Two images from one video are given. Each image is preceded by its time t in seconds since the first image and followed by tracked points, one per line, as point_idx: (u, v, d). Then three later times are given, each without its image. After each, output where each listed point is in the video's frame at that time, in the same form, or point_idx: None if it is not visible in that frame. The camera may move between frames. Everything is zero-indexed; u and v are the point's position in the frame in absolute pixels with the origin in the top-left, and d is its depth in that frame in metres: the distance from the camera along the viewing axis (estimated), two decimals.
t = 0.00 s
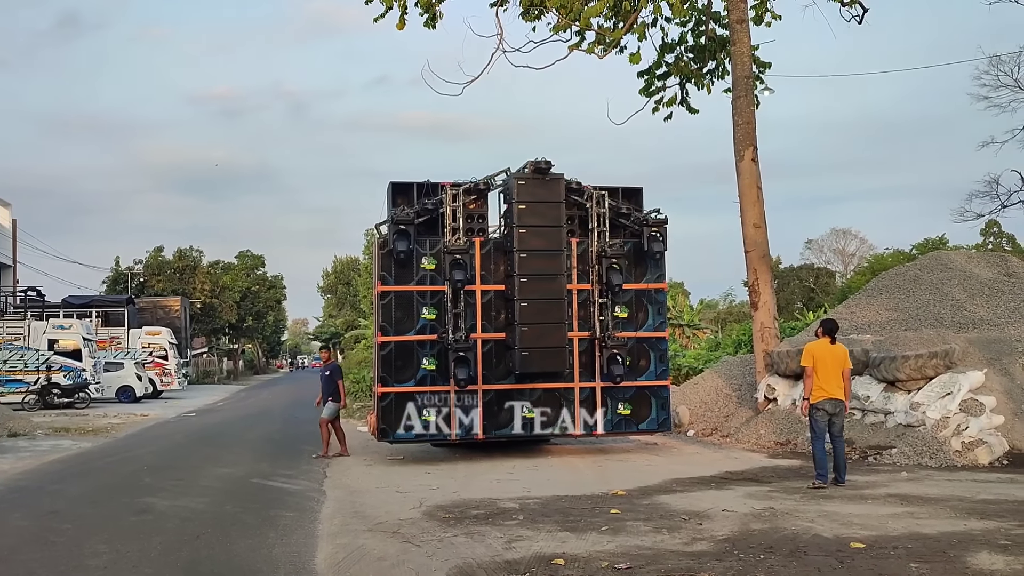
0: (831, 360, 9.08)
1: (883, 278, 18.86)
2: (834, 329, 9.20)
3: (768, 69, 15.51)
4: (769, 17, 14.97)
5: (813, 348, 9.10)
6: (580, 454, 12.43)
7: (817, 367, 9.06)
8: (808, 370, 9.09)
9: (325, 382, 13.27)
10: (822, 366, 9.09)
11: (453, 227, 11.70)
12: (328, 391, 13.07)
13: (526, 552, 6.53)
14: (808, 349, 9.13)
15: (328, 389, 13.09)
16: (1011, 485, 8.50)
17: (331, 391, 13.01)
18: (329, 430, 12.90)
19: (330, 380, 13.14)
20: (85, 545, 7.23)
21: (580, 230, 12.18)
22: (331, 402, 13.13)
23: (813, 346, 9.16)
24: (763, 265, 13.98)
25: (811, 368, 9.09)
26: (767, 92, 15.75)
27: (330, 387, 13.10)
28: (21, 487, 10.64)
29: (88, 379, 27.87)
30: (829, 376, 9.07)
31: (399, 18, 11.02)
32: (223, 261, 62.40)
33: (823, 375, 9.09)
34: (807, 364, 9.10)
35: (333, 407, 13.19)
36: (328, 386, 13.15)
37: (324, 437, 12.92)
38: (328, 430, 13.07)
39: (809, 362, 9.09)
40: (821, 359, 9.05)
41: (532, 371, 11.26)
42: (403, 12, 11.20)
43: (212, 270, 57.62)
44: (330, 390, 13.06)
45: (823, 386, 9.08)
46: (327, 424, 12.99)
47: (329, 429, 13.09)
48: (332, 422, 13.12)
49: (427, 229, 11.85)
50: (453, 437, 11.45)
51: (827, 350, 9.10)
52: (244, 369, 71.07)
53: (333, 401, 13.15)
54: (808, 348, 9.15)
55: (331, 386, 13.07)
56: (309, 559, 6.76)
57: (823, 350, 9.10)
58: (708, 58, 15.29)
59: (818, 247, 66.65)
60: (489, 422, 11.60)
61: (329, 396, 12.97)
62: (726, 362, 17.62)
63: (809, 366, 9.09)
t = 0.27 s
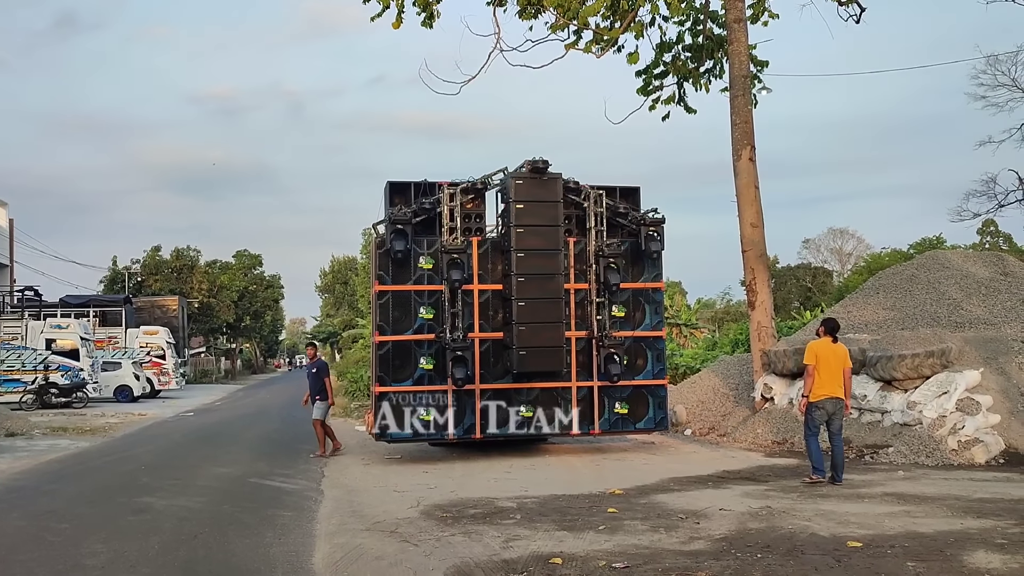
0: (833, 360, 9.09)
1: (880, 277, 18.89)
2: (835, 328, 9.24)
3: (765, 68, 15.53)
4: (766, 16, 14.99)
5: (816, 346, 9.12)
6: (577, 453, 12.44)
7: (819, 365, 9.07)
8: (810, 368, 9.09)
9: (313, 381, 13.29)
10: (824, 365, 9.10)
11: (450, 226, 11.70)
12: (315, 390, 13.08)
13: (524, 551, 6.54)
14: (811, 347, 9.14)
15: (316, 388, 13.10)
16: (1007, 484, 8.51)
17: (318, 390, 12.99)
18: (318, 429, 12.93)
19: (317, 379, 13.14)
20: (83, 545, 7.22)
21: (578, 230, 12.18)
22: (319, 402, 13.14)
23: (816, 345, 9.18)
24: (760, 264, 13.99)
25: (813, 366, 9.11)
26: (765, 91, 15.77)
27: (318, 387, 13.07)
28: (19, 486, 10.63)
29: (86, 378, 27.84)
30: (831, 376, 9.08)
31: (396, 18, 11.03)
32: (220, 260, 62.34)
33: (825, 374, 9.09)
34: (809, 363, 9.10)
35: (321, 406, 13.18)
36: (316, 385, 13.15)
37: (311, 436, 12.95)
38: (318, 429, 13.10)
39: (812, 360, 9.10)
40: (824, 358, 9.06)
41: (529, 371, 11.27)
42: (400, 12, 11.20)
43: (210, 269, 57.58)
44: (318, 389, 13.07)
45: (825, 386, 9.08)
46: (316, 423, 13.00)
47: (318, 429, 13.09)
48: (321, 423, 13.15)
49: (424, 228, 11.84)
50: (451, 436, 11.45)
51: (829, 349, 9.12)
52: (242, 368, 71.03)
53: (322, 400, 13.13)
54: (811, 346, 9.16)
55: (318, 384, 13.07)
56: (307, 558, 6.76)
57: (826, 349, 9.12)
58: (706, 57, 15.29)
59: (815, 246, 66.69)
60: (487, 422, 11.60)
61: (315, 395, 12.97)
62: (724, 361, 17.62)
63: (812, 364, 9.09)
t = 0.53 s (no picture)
0: (831, 359, 9.11)
1: (876, 276, 18.91)
2: (833, 328, 9.26)
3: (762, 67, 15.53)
4: (763, 16, 14.98)
5: (814, 346, 9.13)
6: (574, 452, 12.44)
7: (817, 365, 9.07)
8: (809, 367, 9.10)
9: (304, 383, 13.30)
10: (822, 364, 9.11)
11: (447, 225, 11.69)
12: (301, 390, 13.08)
13: (521, 550, 6.53)
14: (809, 347, 9.15)
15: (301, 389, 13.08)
16: (1004, 482, 8.52)
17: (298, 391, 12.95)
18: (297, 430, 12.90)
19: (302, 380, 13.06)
20: (79, 544, 7.20)
21: (575, 229, 12.17)
22: (303, 403, 13.13)
23: (814, 344, 9.19)
24: (757, 263, 13.99)
25: (811, 366, 9.11)
26: (761, 90, 15.77)
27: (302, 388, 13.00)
28: (14, 486, 10.59)
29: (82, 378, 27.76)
30: (829, 375, 9.08)
31: (392, 17, 11.00)
32: (217, 259, 62.24)
33: (822, 374, 9.10)
34: (808, 362, 9.11)
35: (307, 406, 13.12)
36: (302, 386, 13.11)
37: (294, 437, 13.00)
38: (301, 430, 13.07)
39: (810, 359, 9.11)
40: (822, 357, 9.08)
41: (526, 370, 11.26)
42: (396, 11, 11.19)
43: (206, 268, 57.48)
44: (301, 391, 13.08)
45: (823, 385, 9.08)
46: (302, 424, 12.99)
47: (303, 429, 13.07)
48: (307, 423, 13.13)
49: (421, 227, 11.83)
50: (448, 436, 11.44)
51: (826, 349, 9.14)
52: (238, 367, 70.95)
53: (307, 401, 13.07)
54: (809, 345, 9.17)
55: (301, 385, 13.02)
56: (304, 558, 6.74)
57: (823, 349, 9.13)
58: (702, 56, 15.29)
59: (813, 245, 66.73)
60: (484, 421, 11.58)
61: (295, 397, 12.99)
62: (721, 360, 17.62)
63: (810, 363, 9.10)
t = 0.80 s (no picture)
0: (825, 357, 9.11)
1: (872, 274, 18.95)
2: (829, 326, 9.22)
3: (758, 65, 15.53)
4: (759, 14, 14.98)
5: (809, 345, 9.13)
6: (570, 450, 12.44)
7: (812, 364, 9.07)
8: (803, 366, 9.10)
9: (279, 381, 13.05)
10: (817, 363, 9.11)
11: (443, 223, 11.68)
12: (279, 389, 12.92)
13: (517, 548, 6.52)
14: (804, 345, 9.16)
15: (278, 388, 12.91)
16: (999, 480, 8.54)
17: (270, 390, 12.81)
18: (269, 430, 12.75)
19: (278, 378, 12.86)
20: (74, 543, 7.19)
21: (571, 227, 12.17)
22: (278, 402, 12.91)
23: (809, 343, 9.19)
24: (753, 261, 14.00)
25: (806, 365, 9.12)
26: (758, 88, 15.77)
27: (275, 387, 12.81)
28: (9, 484, 10.56)
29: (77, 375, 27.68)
30: (823, 373, 9.08)
31: (389, 15, 10.99)
32: (212, 257, 62.15)
33: (817, 372, 9.10)
34: (802, 361, 9.11)
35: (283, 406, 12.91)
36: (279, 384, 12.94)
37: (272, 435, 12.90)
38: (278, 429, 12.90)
39: (805, 358, 9.12)
40: (816, 356, 9.07)
41: (522, 368, 11.26)
42: (392, 8, 11.16)
43: (202, 266, 57.39)
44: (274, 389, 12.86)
45: (818, 383, 9.08)
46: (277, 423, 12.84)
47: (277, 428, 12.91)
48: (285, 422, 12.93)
49: (418, 225, 11.81)
50: (444, 434, 11.43)
51: (821, 347, 9.12)
52: (234, 365, 70.86)
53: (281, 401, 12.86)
54: (803, 344, 9.17)
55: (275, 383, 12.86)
56: (299, 556, 6.73)
57: (818, 347, 9.12)
58: (699, 54, 15.29)
59: (809, 244, 66.86)
60: (481, 418, 11.58)
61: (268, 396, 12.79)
62: (717, 358, 17.64)
63: (804, 362, 9.10)
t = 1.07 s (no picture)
0: (819, 354, 9.13)
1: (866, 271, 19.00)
2: (823, 324, 9.26)
3: (753, 63, 15.54)
4: (754, 11, 14.99)
5: (803, 342, 9.16)
6: (565, 446, 12.45)
7: (806, 361, 9.10)
8: (797, 363, 9.13)
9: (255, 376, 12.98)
10: (811, 360, 9.13)
11: (438, 220, 11.66)
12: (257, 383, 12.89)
13: (511, 544, 6.53)
14: (798, 343, 9.18)
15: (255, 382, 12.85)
16: (992, 477, 8.57)
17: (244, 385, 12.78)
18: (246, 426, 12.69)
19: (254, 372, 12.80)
20: (68, 539, 7.17)
21: (566, 224, 12.17)
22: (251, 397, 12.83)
23: (803, 340, 9.21)
24: (748, 258, 14.02)
25: (800, 362, 9.14)
26: (753, 86, 15.78)
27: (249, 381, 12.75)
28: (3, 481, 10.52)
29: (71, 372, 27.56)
30: (817, 370, 9.11)
31: (383, 11, 10.95)
32: (207, 253, 61.97)
33: (811, 369, 9.12)
34: (797, 358, 9.13)
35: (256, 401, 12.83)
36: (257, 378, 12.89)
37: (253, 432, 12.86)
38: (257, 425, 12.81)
39: (799, 355, 9.14)
40: (811, 353, 9.09)
41: (517, 365, 11.25)
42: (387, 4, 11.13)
43: (197, 263, 57.24)
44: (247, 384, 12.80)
45: (812, 381, 9.11)
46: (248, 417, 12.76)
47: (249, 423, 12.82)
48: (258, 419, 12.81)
49: (412, 222, 11.79)
50: (438, 430, 11.42)
51: (816, 344, 9.14)
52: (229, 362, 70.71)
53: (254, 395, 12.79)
54: (798, 341, 9.19)
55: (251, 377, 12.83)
56: (294, 552, 6.72)
57: (812, 344, 9.15)
58: (694, 52, 15.29)
59: (803, 241, 67.00)
60: (476, 415, 11.57)
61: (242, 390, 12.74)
62: (712, 355, 17.68)
63: (799, 359, 9.12)
